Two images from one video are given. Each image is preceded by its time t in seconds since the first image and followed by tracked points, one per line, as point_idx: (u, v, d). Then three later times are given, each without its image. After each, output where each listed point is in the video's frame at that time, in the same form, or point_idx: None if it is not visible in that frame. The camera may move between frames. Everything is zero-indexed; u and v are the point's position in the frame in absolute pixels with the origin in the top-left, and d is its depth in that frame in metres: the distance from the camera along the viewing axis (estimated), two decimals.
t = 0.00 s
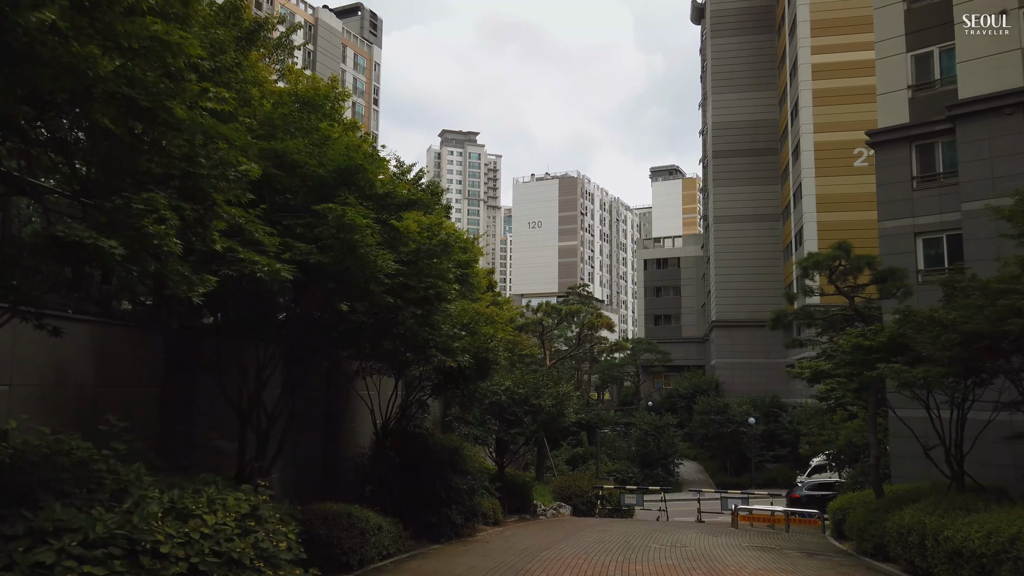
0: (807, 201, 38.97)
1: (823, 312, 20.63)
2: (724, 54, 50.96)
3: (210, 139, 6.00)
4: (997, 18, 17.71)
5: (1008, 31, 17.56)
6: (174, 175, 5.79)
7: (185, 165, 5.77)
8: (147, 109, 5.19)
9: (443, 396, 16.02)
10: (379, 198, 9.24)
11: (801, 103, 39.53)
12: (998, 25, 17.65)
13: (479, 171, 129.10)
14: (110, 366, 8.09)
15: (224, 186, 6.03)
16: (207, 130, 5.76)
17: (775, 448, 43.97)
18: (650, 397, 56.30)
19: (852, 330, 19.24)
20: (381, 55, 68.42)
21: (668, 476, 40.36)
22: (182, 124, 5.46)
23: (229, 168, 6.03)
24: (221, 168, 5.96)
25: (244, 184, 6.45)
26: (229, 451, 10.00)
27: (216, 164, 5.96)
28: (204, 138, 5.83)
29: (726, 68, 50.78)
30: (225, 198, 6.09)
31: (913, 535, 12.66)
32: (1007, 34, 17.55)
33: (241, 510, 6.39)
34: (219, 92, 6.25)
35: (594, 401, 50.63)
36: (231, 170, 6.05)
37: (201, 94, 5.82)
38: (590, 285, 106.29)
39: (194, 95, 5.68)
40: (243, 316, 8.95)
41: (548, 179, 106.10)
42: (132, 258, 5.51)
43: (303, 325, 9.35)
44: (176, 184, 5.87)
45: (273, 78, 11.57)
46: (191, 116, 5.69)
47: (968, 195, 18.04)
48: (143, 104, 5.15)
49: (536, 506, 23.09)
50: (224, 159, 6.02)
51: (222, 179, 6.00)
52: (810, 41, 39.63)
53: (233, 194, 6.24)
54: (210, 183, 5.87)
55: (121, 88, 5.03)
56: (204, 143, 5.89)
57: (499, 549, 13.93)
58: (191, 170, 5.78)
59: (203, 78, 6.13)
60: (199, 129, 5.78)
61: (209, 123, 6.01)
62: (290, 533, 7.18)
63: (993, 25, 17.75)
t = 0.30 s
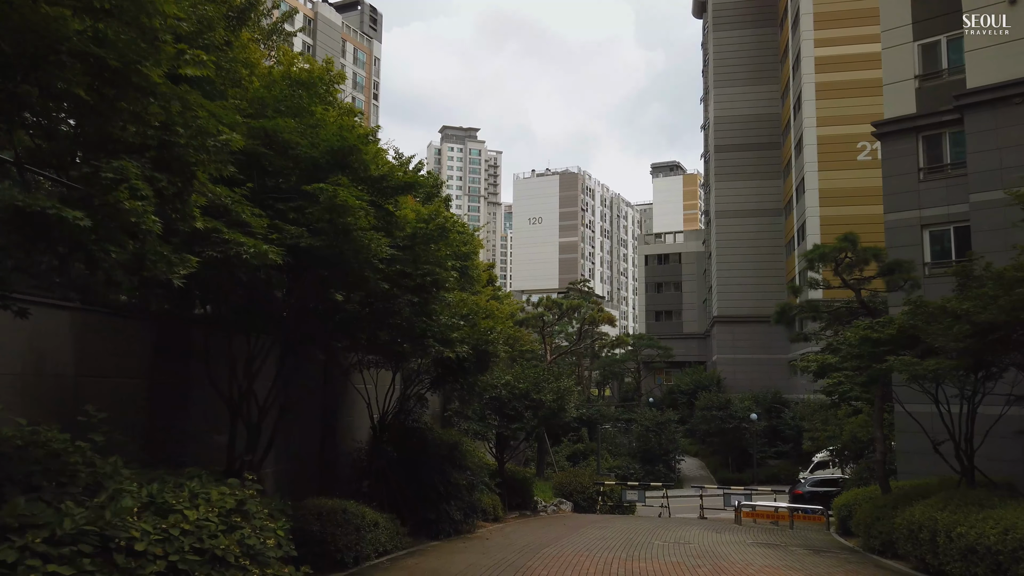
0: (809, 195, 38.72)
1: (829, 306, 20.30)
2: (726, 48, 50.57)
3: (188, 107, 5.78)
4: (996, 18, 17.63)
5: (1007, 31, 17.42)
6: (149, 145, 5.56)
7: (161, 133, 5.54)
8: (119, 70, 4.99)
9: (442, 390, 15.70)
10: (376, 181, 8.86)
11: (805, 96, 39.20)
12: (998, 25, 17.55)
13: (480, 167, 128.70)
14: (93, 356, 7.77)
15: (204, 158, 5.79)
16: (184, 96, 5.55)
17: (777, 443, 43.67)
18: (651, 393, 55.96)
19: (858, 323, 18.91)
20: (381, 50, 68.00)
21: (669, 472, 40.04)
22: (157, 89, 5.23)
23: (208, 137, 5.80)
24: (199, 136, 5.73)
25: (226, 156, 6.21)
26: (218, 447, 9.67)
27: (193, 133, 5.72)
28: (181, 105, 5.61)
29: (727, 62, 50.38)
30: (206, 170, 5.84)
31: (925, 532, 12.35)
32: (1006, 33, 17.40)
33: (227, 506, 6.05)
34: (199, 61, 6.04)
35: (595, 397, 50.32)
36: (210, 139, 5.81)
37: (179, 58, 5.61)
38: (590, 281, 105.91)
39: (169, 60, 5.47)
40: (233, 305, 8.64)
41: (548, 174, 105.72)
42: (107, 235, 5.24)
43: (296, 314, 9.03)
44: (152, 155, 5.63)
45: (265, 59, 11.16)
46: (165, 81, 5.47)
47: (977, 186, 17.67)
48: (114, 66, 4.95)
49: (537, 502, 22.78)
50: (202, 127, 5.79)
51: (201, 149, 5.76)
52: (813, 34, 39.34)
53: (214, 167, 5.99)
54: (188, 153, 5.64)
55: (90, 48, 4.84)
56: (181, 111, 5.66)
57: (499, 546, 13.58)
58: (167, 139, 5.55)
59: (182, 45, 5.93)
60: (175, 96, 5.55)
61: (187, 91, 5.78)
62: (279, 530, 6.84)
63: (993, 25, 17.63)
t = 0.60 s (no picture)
0: (809, 190, 38.40)
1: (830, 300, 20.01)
2: (724, 42, 50.15)
3: (155, 80, 5.59)
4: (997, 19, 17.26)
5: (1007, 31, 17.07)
6: (114, 118, 5.35)
7: (126, 106, 5.35)
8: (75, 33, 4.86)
9: (437, 385, 15.38)
10: (365, 168, 8.52)
11: (804, 91, 38.87)
12: (997, 26, 17.23)
13: (478, 163, 128.30)
14: (68, 348, 7.43)
15: (172, 133, 5.59)
16: (148, 66, 5.40)
17: (776, 439, 43.43)
18: (649, 389, 55.70)
19: (861, 318, 18.61)
20: (379, 44, 67.49)
21: (667, 468, 39.77)
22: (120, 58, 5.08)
23: (176, 111, 5.61)
24: (165, 109, 5.53)
25: (199, 132, 6.01)
26: (201, 444, 9.33)
27: (160, 106, 5.53)
28: (147, 77, 5.45)
29: (725, 56, 49.97)
30: (175, 146, 5.64)
31: (931, 531, 12.05)
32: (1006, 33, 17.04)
33: (203, 508, 5.72)
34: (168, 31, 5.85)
35: (593, 393, 50.03)
36: (178, 113, 5.61)
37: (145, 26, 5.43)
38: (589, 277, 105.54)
39: (134, 28, 5.28)
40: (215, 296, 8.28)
41: (547, 169, 105.30)
42: (67, 213, 5.06)
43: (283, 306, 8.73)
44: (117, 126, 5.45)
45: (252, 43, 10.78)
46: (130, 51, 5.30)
47: (982, 179, 17.34)
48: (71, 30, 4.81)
49: (535, 499, 22.50)
50: (170, 100, 5.59)
51: (168, 123, 5.57)
52: (813, 27, 38.98)
53: (184, 143, 5.78)
54: (153, 127, 5.45)
55: (46, 11, 4.70)
56: (147, 83, 5.47)
57: (495, 545, 13.27)
58: (132, 112, 5.36)
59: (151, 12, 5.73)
60: (140, 67, 5.37)
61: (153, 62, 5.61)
62: (262, 534, 6.49)
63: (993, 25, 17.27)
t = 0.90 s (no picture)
0: (812, 183, 38.01)
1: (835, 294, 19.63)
2: (725, 35, 49.69)
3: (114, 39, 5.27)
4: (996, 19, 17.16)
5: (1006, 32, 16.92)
6: (72, 81, 5.08)
7: (86, 69, 5.07)
8: None
9: (434, 379, 15.04)
10: (354, 151, 8.23)
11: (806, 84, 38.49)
12: (998, 25, 17.11)
13: (478, 159, 127.86)
14: (42, 337, 7.10)
15: (136, 97, 5.31)
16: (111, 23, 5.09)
17: (778, 436, 43.10)
18: (650, 385, 55.36)
19: (865, 311, 18.28)
20: (378, 39, 67.01)
21: (668, 464, 39.43)
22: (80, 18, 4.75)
23: (137, 74, 5.32)
24: (127, 72, 5.26)
25: (164, 98, 5.72)
26: (183, 439, 9.00)
27: (120, 68, 5.25)
28: (107, 35, 5.14)
29: (727, 49, 49.51)
30: (139, 113, 5.36)
31: (942, 528, 11.71)
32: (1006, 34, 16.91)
33: (178, 507, 5.39)
34: None
35: (593, 389, 49.68)
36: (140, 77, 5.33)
37: None
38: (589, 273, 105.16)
39: None
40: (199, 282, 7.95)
41: (547, 165, 104.84)
42: (23, 182, 4.74)
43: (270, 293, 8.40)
44: (77, 92, 5.23)
45: (239, 25, 10.40)
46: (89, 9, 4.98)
47: (990, 170, 16.95)
48: None
49: (534, 495, 22.15)
50: (131, 62, 5.31)
51: (131, 88, 5.29)
52: (816, 20, 38.59)
53: (151, 110, 5.54)
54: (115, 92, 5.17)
55: None
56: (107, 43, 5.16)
57: (493, 543, 12.91)
58: (92, 74, 5.07)
59: None
60: (100, 25, 5.05)
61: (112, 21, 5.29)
62: (244, 528, 6.26)
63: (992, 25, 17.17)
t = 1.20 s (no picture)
0: (815, 176, 37.62)
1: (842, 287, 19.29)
2: (728, 27, 49.21)
3: None
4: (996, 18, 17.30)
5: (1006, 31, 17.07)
6: (33, 41, 4.88)
7: (48, 30, 4.86)
8: None
9: (433, 374, 14.71)
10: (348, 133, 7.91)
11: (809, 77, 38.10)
12: (998, 25, 17.22)
13: (479, 155, 127.57)
14: (22, 326, 6.83)
15: (101, 63, 5.13)
16: None
17: (781, 431, 42.80)
18: (652, 380, 55.10)
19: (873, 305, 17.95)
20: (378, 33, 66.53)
21: (671, 460, 39.17)
22: None
23: (103, 33, 5.07)
24: (92, 32, 5.01)
25: (133, 61, 5.47)
26: (172, 435, 8.69)
27: (85, 26, 5.00)
28: None
29: (730, 42, 49.03)
30: (107, 79, 5.20)
31: (956, 525, 11.39)
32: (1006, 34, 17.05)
33: (158, 505, 5.09)
34: None
35: (595, 384, 49.40)
36: (106, 37, 5.08)
37: None
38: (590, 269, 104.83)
39: None
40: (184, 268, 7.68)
41: (548, 160, 104.50)
42: None
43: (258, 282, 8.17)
44: (36, 53, 5.03)
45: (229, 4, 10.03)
46: None
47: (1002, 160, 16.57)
48: None
49: (536, 491, 21.87)
50: (96, 21, 5.04)
51: (97, 51, 5.09)
52: (819, 12, 38.19)
53: (120, 76, 5.34)
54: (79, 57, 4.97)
55: None
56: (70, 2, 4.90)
57: (494, 540, 12.58)
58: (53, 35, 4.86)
59: None
60: None
61: None
62: (231, 526, 5.96)
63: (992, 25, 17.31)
